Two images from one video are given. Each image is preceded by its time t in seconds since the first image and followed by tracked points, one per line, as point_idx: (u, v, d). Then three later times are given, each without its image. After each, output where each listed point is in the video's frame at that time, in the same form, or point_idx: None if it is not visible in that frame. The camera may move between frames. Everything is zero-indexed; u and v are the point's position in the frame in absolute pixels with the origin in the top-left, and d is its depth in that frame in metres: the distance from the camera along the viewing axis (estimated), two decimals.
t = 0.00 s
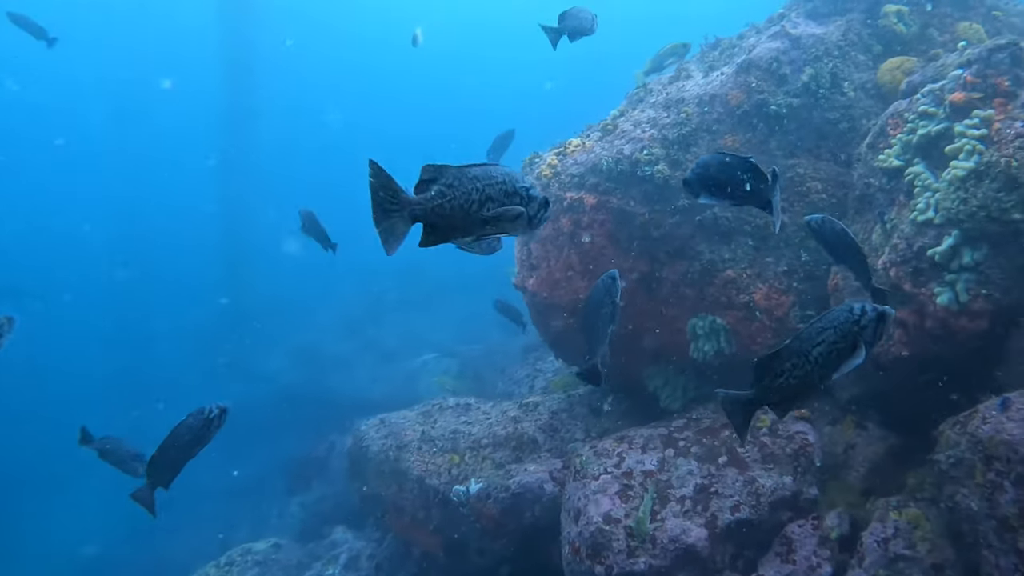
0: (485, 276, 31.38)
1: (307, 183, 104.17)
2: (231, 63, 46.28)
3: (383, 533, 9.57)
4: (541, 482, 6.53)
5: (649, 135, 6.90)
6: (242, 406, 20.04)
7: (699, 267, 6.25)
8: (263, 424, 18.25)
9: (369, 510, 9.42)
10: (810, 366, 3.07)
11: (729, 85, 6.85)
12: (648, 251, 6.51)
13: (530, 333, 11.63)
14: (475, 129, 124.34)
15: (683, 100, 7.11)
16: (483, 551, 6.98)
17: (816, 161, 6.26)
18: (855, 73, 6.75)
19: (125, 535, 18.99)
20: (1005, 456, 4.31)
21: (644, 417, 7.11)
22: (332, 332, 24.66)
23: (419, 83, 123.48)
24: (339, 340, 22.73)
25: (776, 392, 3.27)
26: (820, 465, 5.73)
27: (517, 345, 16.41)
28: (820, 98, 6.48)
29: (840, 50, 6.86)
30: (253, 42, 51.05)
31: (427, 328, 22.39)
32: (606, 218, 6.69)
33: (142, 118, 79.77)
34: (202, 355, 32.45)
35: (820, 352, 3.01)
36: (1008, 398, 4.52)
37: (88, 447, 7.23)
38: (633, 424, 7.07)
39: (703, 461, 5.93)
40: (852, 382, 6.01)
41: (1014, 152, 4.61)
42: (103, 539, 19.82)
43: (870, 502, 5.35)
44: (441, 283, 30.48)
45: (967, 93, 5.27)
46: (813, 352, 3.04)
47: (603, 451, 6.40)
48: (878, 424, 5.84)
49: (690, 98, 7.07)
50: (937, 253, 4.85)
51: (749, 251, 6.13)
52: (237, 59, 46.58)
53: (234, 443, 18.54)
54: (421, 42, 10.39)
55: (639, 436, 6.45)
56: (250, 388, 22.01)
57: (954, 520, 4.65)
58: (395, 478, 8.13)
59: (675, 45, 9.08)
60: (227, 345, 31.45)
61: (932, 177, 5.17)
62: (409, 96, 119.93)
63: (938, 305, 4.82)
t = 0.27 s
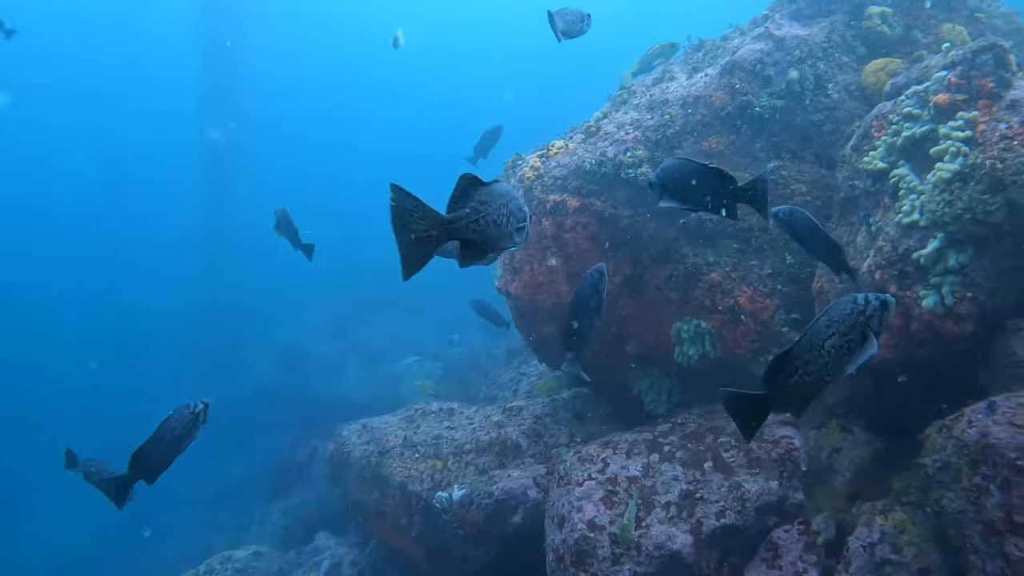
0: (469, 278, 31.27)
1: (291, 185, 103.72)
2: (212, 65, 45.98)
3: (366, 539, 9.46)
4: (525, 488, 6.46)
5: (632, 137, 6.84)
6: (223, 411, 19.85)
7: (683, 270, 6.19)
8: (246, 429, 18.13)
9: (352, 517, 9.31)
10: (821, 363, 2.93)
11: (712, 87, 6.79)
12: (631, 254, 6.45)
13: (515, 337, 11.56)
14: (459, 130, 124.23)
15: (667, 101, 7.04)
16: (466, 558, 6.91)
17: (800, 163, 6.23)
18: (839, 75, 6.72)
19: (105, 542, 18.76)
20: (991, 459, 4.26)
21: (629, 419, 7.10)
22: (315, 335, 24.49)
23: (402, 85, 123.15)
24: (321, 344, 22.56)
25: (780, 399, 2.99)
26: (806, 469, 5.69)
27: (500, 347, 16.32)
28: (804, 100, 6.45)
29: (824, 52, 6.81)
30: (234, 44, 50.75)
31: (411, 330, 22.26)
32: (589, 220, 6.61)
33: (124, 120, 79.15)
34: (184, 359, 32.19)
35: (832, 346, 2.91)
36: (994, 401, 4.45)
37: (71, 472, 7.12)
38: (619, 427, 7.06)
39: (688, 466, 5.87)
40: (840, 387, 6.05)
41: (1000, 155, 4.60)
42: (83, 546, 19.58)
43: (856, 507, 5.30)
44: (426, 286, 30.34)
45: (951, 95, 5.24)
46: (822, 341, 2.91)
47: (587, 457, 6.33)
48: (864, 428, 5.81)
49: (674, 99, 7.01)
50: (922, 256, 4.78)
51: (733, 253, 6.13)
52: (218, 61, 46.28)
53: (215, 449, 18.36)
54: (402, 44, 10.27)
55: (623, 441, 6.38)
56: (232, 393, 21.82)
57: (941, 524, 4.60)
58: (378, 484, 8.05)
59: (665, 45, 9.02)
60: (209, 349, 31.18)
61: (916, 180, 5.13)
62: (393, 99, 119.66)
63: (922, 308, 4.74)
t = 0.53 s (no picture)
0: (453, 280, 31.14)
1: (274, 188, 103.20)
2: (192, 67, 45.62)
3: (347, 546, 9.35)
4: (508, 494, 6.37)
5: (616, 139, 6.76)
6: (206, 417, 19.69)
7: (668, 274, 6.17)
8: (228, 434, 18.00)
9: (334, 525, 9.19)
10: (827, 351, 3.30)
11: (696, 89, 6.71)
12: (615, 257, 6.38)
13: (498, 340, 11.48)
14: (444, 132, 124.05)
15: (651, 103, 6.96)
16: (449, 566, 6.83)
17: (784, 166, 6.22)
18: (823, 77, 6.69)
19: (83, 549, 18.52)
20: (976, 464, 4.21)
21: (614, 427, 7.01)
22: (297, 338, 24.31)
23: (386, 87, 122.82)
24: (304, 348, 22.39)
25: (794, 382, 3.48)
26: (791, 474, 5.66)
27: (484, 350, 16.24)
28: (789, 102, 6.41)
29: (808, 53, 6.75)
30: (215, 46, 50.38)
31: (394, 334, 22.14)
32: (571, 223, 6.52)
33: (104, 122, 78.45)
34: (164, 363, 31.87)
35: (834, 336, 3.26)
36: (978, 404, 4.40)
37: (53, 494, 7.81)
38: (604, 435, 6.97)
39: (673, 472, 5.82)
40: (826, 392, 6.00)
41: (984, 157, 4.54)
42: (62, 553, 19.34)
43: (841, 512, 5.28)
44: (409, 288, 30.19)
45: (935, 97, 5.20)
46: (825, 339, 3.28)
47: (571, 463, 6.27)
48: (849, 432, 5.68)
49: (657, 101, 6.91)
50: (907, 259, 4.75)
51: (719, 257, 6.12)
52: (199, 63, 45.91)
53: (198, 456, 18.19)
54: (382, 46, 10.15)
55: (607, 447, 6.32)
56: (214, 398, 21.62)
57: (926, 529, 4.56)
58: (358, 491, 7.95)
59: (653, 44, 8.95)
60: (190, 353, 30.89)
61: (901, 182, 5.10)
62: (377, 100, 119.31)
63: (908, 312, 4.73)
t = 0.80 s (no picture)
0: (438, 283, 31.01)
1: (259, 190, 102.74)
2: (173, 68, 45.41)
3: (330, 554, 9.25)
4: (491, 502, 6.28)
5: (601, 142, 6.68)
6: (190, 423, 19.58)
7: (654, 278, 6.08)
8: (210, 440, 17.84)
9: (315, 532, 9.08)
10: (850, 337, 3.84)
11: (682, 91, 6.62)
12: (600, 261, 6.30)
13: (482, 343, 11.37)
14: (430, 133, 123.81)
15: (636, 105, 6.86)
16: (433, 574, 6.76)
17: (770, 168, 6.19)
18: (809, 79, 6.64)
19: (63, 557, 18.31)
20: (964, 470, 4.14)
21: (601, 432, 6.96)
22: (281, 342, 24.11)
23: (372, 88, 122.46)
24: (288, 350, 22.23)
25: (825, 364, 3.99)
26: (778, 481, 5.59)
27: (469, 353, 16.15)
28: (774, 105, 6.38)
29: (794, 55, 6.69)
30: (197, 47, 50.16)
31: (378, 336, 22.00)
32: (556, 227, 6.44)
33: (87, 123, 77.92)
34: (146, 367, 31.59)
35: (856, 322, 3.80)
36: (966, 411, 4.33)
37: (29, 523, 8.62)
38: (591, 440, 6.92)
39: (658, 479, 5.73)
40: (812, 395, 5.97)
41: (971, 161, 4.49)
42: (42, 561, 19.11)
43: (828, 519, 5.23)
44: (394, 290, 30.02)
45: (921, 100, 5.12)
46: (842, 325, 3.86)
47: (555, 470, 6.17)
48: (835, 437, 5.77)
49: (643, 103, 6.81)
50: (894, 264, 4.70)
51: (705, 261, 6.02)
52: (180, 64, 45.71)
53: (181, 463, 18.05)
54: (363, 47, 10.04)
55: (593, 453, 6.24)
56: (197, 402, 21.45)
57: (913, 536, 4.50)
58: (340, 499, 7.86)
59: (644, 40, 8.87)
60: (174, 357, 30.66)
61: (888, 186, 5.05)
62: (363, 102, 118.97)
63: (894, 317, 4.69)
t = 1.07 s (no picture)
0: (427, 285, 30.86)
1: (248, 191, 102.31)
2: (158, 69, 45.17)
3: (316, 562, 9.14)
4: (479, 511, 6.18)
5: (589, 145, 6.54)
6: (176, 428, 19.40)
7: (643, 283, 6.00)
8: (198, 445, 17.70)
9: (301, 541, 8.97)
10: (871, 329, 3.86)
11: (671, 93, 6.51)
12: (587, 265, 6.17)
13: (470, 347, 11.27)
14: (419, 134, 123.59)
15: (625, 107, 6.74)
16: None
17: (760, 172, 6.12)
18: (799, 82, 6.57)
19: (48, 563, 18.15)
20: (956, 480, 4.07)
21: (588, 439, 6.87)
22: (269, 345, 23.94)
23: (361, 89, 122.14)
24: (275, 354, 22.08)
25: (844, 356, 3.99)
26: (768, 488, 5.52)
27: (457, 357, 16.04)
28: (764, 108, 6.28)
29: (784, 58, 6.60)
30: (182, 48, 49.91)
31: (367, 339, 21.86)
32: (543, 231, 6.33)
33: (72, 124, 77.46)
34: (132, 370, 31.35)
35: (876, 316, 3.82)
36: (959, 419, 4.24)
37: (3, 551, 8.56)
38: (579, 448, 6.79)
39: (648, 487, 5.64)
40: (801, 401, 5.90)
41: (963, 166, 4.48)
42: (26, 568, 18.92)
43: (819, 528, 5.16)
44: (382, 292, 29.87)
45: (913, 103, 5.04)
46: (864, 320, 3.88)
47: (543, 478, 6.08)
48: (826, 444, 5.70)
49: (632, 106, 6.70)
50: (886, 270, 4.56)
51: (695, 265, 6.00)
52: (165, 65, 45.47)
53: (166, 469, 17.88)
54: (348, 49, 9.93)
55: (581, 461, 6.14)
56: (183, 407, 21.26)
57: (905, 546, 4.43)
58: (325, 508, 7.77)
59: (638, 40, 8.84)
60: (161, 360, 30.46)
61: (879, 191, 4.98)
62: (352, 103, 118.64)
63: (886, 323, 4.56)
